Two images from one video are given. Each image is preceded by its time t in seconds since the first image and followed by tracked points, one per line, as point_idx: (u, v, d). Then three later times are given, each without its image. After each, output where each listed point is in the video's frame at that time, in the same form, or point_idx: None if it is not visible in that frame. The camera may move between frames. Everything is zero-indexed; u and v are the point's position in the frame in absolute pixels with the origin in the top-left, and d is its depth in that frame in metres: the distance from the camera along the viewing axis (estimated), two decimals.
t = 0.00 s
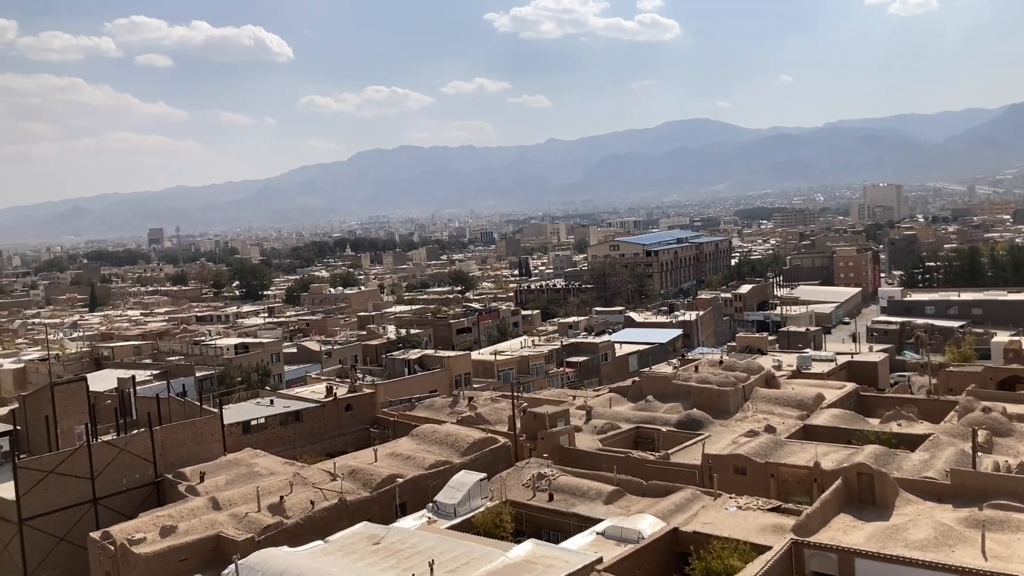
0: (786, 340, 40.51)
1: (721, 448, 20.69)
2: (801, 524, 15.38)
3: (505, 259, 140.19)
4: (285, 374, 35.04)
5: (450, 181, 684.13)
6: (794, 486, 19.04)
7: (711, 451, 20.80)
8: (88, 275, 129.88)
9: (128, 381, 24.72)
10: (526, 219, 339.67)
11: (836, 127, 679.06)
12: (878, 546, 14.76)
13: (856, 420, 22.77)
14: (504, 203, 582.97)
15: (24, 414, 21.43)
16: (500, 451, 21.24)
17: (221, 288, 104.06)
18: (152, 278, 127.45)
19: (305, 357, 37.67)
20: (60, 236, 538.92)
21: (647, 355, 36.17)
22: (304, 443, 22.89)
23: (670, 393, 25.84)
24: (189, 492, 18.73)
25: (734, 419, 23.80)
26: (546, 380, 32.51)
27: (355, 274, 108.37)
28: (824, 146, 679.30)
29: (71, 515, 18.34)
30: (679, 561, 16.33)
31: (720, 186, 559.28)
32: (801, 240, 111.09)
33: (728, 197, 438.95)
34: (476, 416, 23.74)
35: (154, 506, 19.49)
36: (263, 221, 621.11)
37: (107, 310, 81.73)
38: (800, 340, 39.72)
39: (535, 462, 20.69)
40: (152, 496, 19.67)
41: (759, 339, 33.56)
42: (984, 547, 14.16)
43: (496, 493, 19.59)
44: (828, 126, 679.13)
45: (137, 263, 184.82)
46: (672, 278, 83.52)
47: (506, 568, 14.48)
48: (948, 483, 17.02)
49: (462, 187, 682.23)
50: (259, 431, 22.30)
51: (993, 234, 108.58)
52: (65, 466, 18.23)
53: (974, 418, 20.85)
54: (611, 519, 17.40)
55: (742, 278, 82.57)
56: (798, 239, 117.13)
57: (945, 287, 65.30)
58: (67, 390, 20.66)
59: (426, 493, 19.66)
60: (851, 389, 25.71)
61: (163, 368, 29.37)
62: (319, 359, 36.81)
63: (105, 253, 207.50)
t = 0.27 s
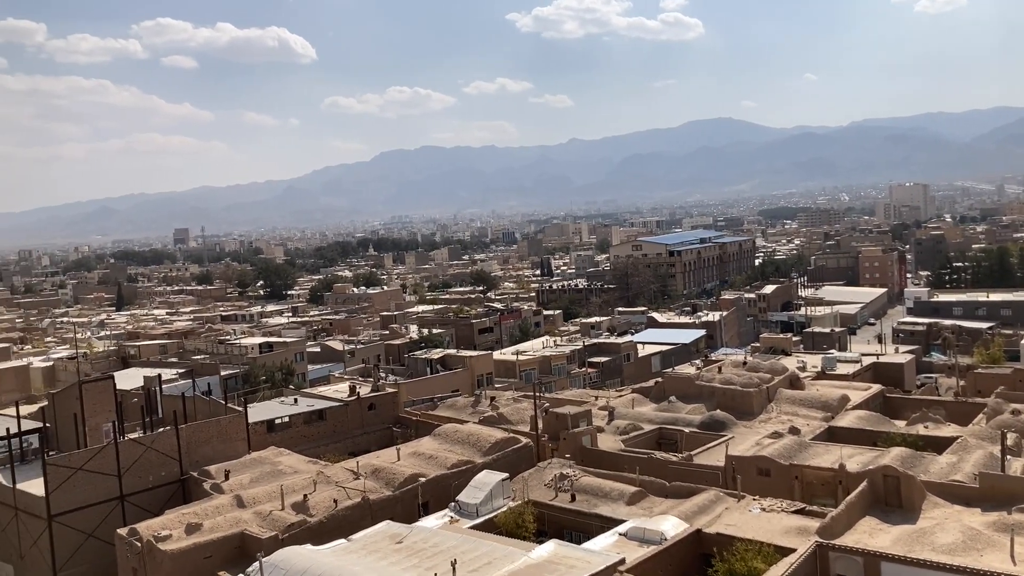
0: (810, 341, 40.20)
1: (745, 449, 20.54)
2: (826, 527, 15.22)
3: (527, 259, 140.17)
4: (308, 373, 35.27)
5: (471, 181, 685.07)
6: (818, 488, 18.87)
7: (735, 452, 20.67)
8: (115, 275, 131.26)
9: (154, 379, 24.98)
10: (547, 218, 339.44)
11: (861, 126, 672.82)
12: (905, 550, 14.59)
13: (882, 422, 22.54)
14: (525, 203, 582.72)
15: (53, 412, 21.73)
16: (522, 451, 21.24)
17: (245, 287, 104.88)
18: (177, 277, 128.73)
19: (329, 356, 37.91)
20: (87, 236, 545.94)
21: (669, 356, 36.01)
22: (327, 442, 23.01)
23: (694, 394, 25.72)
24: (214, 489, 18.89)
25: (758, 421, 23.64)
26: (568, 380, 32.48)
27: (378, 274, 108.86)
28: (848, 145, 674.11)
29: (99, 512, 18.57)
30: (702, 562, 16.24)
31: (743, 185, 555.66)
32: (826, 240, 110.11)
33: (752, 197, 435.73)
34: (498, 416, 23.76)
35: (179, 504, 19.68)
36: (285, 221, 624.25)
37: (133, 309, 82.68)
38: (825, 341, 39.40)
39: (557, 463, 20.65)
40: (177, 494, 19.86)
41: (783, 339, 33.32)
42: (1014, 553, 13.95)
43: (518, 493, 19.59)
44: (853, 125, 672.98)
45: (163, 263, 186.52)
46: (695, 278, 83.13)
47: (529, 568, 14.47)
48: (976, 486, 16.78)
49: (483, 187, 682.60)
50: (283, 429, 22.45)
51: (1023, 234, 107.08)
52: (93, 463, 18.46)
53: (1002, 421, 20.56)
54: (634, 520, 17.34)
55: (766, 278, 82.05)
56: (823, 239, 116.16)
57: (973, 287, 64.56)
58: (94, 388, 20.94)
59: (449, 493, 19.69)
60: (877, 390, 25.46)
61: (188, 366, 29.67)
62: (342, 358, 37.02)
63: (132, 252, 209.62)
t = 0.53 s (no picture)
0: (837, 341, 39.80)
1: (772, 451, 20.36)
2: (854, 529, 15.04)
3: (552, 259, 140.03)
4: (334, 373, 35.50)
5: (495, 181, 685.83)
6: (847, 490, 18.67)
7: (761, 454, 20.50)
8: (144, 275, 132.82)
9: (183, 378, 25.24)
10: (572, 219, 339.06)
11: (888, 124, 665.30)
12: (935, 554, 14.40)
13: (911, 424, 22.26)
14: (549, 203, 582.04)
15: (84, 410, 22.02)
16: (547, 451, 21.22)
17: (271, 288, 105.80)
18: (205, 278, 130.27)
19: (354, 355, 38.13)
20: (116, 237, 553.63)
21: (695, 356, 35.82)
22: (352, 441, 23.13)
23: (720, 395, 25.56)
24: (241, 488, 19.05)
25: (785, 422, 23.44)
26: (593, 381, 32.42)
27: (402, 274, 109.24)
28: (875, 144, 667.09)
29: (129, 509, 18.80)
30: (728, 565, 16.12)
31: (768, 185, 551.29)
32: (854, 240, 108.96)
33: (778, 196, 432.00)
34: (522, 417, 23.76)
35: (207, 502, 19.87)
36: (310, 221, 627.71)
37: (162, 309, 83.73)
38: (852, 342, 39.01)
39: (582, 463, 20.60)
40: (205, 492, 20.04)
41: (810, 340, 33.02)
42: None
43: (543, 494, 19.57)
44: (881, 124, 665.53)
45: (191, 263, 188.17)
46: (721, 278, 82.62)
47: (554, 569, 14.44)
48: (1008, 490, 16.52)
49: (507, 187, 682.62)
50: (310, 428, 22.58)
51: None
52: (123, 461, 18.70)
53: None
54: (659, 521, 17.25)
55: (792, 279, 81.38)
56: (851, 238, 114.94)
57: (1005, 288, 63.61)
58: (123, 387, 21.20)
59: (474, 493, 19.71)
60: (906, 392, 25.14)
61: (216, 366, 29.97)
62: (367, 358, 37.22)
63: (160, 253, 211.86)
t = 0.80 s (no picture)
0: (868, 342, 39.32)
1: (802, 452, 20.16)
2: (886, 532, 14.84)
3: (578, 260, 139.81)
4: (361, 373, 35.72)
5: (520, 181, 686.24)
6: (878, 493, 18.44)
7: (791, 456, 20.31)
8: (176, 276, 134.57)
9: (212, 378, 25.56)
10: (598, 219, 338.48)
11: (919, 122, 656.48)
12: (970, 558, 14.17)
13: (945, 426, 21.93)
14: (575, 203, 580.96)
15: (116, 410, 22.35)
16: (574, 452, 21.19)
17: (299, 288, 106.80)
18: (234, 278, 131.88)
19: (381, 355, 38.35)
20: (146, 239, 561.69)
21: (723, 357, 35.56)
22: (380, 441, 23.24)
23: (748, 396, 25.37)
24: (271, 487, 19.21)
25: (815, 424, 23.20)
26: (619, 382, 32.33)
27: (429, 275, 109.64)
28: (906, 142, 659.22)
29: (160, 507, 19.04)
30: (757, 567, 15.98)
31: (796, 184, 546.17)
32: (885, 240, 107.62)
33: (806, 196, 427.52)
34: (549, 417, 23.75)
35: (237, 501, 20.07)
36: (336, 222, 631.00)
37: (193, 310, 84.86)
38: (884, 343, 38.51)
39: (609, 464, 20.54)
40: (235, 491, 20.25)
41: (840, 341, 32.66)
42: None
43: (570, 495, 19.53)
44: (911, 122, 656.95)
45: (220, 265, 189.76)
46: (749, 278, 82.00)
47: (581, 570, 14.40)
48: None
49: (532, 188, 682.29)
50: (338, 428, 22.72)
51: None
52: (155, 460, 18.95)
53: None
54: (687, 523, 17.14)
55: (822, 279, 80.56)
56: (882, 238, 113.54)
57: None
58: (155, 386, 21.48)
59: (501, 493, 19.72)
60: (939, 394, 24.77)
61: (245, 365, 30.28)
62: (394, 358, 37.42)
63: (191, 254, 214.43)
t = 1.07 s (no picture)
0: (903, 343, 38.75)
1: (835, 454, 19.92)
2: (921, 536, 14.63)
3: (608, 260, 139.43)
4: (391, 372, 35.93)
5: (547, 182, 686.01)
6: (914, 496, 18.15)
7: (823, 458, 20.07)
8: (209, 276, 136.38)
9: (245, 377, 25.88)
10: (627, 219, 337.25)
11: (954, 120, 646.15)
12: (1008, 563, 13.91)
13: (982, 429, 21.55)
14: (603, 203, 579.27)
15: (151, 408, 22.68)
16: (603, 453, 21.12)
17: (330, 288, 107.78)
18: (266, 278, 133.41)
19: (411, 355, 38.57)
20: (179, 240, 568.72)
21: (754, 358, 35.24)
22: (410, 440, 23.34)
23: (780, 397, 25.14)
24: (302, 485, 19.38)
25: (848, 426, 22.92)
26: (649, 383, 32.21)
27: (458, 275, 109.98)
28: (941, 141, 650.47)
29: (194, 504, 19.29)
30: (789, 569, 15.83)
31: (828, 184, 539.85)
32: (920, 239, 105.99)
33: (839, 195, 422.30)
34: (579, 418, 23.71)
35: (269, 499, 20.27)
36: (365, 223, 634.39)
37: (226, 309, 86.00)
38: (919, 344, 37.93)
39: (639, 466, 20.44)
40: (267, 489, 20.45)
41: (874, 342, 32.23)
42: None
43: (600, 496, 19.48)
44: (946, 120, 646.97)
45: (253, 265, 191.58)
46: (780, 279, 81.25)
47: (611, 570, 14.35)
48: None
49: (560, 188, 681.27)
50: (368, 427, 22.85)
51: None
52: (189, 457, 19.20)
53: None
54: (718, 524, 17.02)
55: (855, 279, 79.56)
56: (917, 237, 111.90)
57: None
58: (189, 386, 21.78)
59: (530, 493, 19.73)
60: (976, 396, 24.34)
61: (277, 365, 30.60)
62: (424, 357, 37.60)
63: (223, 255, 216.99)
